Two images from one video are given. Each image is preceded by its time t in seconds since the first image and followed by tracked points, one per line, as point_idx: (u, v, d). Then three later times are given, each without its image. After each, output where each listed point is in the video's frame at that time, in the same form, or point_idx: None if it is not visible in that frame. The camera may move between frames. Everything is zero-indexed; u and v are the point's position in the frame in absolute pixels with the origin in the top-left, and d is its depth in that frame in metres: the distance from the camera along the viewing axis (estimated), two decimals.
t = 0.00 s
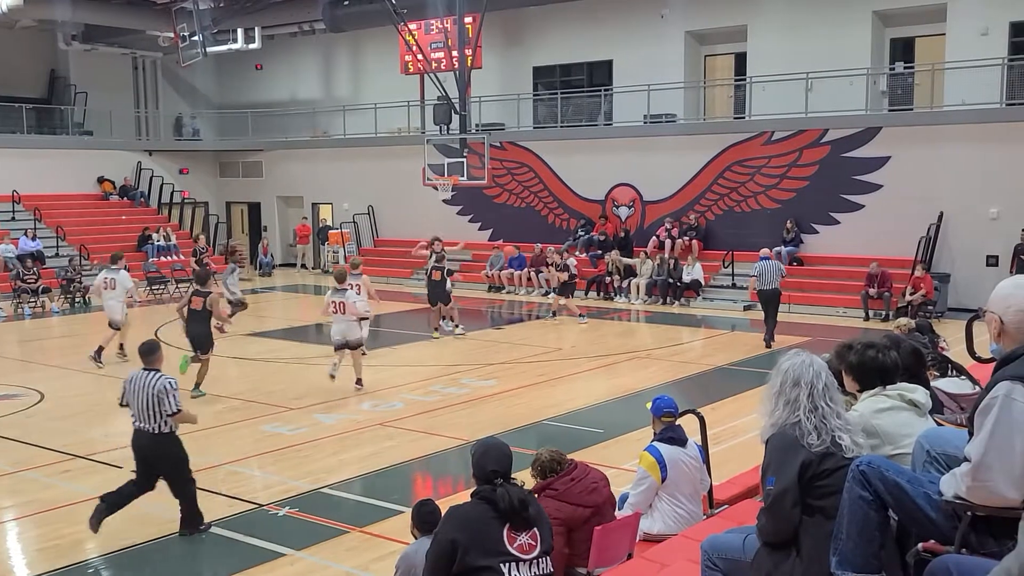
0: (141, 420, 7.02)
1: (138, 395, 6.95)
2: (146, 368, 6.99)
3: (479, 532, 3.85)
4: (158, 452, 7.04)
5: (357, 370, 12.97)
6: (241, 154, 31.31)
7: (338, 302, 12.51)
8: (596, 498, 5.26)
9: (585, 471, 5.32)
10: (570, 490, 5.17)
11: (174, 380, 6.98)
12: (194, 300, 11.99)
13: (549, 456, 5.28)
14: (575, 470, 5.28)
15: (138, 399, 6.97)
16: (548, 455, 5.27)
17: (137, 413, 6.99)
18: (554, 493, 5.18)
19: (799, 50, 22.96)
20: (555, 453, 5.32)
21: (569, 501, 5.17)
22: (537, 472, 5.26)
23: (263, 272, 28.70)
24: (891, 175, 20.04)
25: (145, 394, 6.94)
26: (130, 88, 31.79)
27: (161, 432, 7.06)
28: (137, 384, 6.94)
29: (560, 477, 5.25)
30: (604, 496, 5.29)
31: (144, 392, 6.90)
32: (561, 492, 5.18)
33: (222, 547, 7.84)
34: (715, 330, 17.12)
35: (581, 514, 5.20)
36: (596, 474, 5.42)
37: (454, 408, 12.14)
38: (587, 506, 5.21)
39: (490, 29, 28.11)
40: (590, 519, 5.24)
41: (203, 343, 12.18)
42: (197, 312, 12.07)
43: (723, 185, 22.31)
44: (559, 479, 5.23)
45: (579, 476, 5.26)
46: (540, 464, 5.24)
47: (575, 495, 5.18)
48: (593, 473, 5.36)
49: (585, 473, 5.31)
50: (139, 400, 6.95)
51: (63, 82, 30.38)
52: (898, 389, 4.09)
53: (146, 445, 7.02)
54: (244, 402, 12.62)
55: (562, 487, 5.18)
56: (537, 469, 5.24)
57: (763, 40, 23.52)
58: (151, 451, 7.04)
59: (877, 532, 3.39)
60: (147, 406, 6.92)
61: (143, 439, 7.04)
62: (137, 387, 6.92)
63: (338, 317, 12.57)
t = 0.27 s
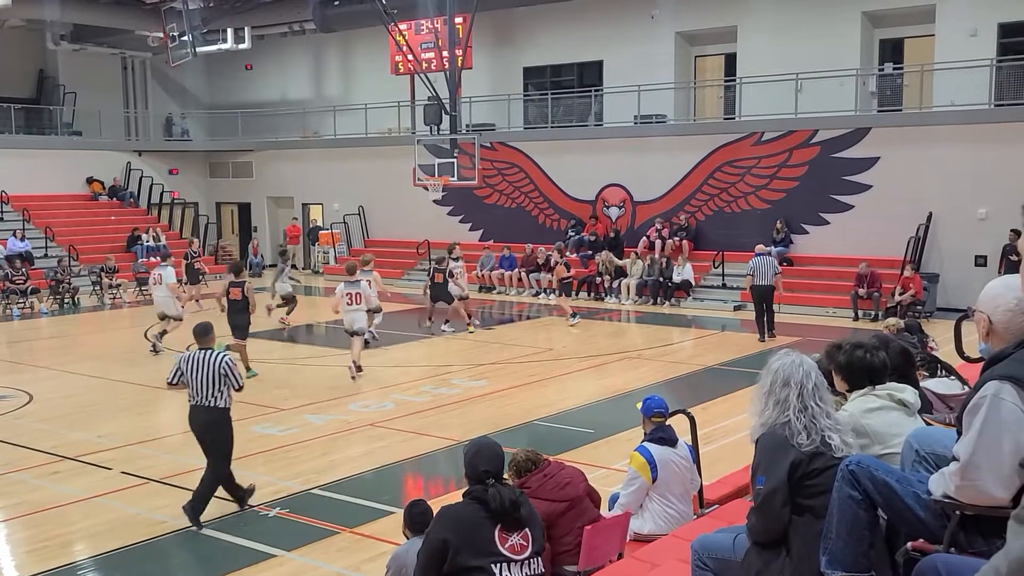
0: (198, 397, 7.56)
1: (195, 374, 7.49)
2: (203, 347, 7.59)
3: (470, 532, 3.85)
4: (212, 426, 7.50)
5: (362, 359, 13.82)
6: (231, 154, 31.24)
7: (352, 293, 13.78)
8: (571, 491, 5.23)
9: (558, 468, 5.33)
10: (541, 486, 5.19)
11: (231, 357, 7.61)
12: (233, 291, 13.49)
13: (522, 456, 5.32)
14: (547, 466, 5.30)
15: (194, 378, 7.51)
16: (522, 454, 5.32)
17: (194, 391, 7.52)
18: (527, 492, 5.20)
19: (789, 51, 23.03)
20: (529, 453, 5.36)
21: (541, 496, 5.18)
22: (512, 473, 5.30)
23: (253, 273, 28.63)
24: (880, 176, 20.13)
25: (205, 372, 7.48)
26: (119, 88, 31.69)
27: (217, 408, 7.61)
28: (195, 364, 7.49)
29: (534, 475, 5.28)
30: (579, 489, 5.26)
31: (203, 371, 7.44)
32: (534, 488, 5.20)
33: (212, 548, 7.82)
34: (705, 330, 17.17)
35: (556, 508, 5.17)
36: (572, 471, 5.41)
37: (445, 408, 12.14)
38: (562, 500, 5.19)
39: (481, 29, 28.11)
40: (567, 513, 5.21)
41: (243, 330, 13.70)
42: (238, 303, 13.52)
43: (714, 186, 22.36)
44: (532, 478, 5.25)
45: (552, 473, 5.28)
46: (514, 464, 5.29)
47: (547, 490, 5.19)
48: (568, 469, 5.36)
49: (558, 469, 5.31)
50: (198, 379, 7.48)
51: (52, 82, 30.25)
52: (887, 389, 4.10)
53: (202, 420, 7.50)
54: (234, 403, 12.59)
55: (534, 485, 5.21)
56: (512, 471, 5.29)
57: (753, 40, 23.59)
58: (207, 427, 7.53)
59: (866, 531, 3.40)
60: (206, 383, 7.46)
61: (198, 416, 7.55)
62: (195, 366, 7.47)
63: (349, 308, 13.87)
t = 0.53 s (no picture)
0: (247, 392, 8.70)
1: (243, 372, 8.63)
2: (251, 345, 8.64)
3: (469, 531, 3.85)
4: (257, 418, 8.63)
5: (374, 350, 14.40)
6: (230, 153, 31.23)
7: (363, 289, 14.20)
8: (565, 487, 5.24)
9: (555, 463, 5.35)
10: (534, 481, 5.23)
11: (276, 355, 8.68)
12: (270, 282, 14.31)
13: (522, 450, 5.37)
14: (544, 462, 5.34)
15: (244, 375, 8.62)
16: (522, 448, 5.37)
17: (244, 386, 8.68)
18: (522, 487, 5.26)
19: (789, 51, 23.02)
20: (530, 447, 5.41)
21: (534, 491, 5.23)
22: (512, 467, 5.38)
23: (253, 272, 28.62)
24: (879, 175, 20.14)
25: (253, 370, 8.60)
26: (119, 87, 31.68)
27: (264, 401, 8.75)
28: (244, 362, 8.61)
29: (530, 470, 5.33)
30: (574, 487, 5.26)
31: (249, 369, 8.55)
32: (528, 484, 5.25)
33: (211, 547, 7.83)
34: (705, 329, 17.17)
35: (548, 504, 5.20)
36: (571, 467, 5.42)
37: (444, 408, 12.14)
38: (555, 495, 5.21)
39: (480, 28, 28.09)
40: (559, 509, 5.22)
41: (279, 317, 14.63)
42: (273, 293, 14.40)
43: (713, 185, 22.36)
44: (529, 473, 5.31)
45: (547, 469, 5.31)
46: (514, 457, 5.37)
47: (540, 485, 5.23)
48: (566, 465, 5.37)
49: (554, 464, 5.34)
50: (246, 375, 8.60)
51: (51, 81, 30.24)
52: (887, 388, 4.10)
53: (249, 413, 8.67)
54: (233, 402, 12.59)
55: (528, 480, 5.26)
56: (512, 465, 5.37)
57: (753, 39, 23.57)
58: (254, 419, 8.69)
59: (865, 531, 3.40)
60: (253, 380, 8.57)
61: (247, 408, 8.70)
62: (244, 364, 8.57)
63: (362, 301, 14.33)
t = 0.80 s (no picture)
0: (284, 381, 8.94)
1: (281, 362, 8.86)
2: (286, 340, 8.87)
3: (470, 532, 3.85)
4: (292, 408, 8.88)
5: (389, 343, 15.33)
6: (231, 154, 31.24)
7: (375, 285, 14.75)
8: (578, 496, 5.27)
9: (569, 469, 5.36)
10: (548, 487, 5.23)
11: (312, 347, 8.89)
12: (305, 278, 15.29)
13: (540, 451, 5.32)
14: (559, 467, 5.33)
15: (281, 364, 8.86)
16: (541, 449, 5.32)
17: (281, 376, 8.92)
18: (535, 488, 5.25)
19: (789, 51, 23.03)
20: (548, 448, 5.37)
21: (547, 496, 5.23)
22: (526, 464, 5.33)
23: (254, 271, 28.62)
24: (879, 176, 20.14)
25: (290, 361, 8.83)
26: (120, 87, 31.69)
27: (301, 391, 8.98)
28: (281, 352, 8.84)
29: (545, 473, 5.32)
30: (586, 496, 5.29)
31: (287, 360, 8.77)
32: (541, 487, 5.24)
33: (212, 547, 7.83)
34: (706, 329, 17.16)
35: (559, 511, 5.22)
36: (584, 473, 5.44)
37: (444, 408, 12.13)
38: (567, 503, 5.24)
39: (481, 29, 28.11)
40: (569, 517, 5.25)
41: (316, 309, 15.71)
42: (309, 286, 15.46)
43: (713, 185, 22.37)
44: (542, 475, 5.30)
45: (561, 474, 5.31)
46: (531, 456, 5.31)
47: (554, 491, 5.23)
48: (580, 472, 5.39)
49: (570, 471, 5.34)
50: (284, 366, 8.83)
51: (52, 81, 30.25)
52: (888, 388, 4.10)
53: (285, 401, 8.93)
54: (234, 402, 12.58)
55: (542, 483, 5.25)
56: (526, 463, 5.33)
57: (754, 40, 23.58)
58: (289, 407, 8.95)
59: (865, 530, 3.41)
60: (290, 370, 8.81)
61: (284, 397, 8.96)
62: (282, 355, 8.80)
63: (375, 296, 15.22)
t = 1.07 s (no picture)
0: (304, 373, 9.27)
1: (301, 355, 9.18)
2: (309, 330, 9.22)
3: (471, 532, 3.85)
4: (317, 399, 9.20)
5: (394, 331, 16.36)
6: (231, 154, 31.23)
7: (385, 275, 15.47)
8: (594, 501, 5.32)
9: (588, 472, 5.40)
10: (567, 488, 5.26)
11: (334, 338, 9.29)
12: (331, 276, 16.35)
13: (563, 449, 5.34)
14: (579, 469, 5.37)
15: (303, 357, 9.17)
16: (563, 448, 5.34)
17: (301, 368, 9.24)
18: (553, 486, 5.28)
19: (789, 51, 23.03)
20: (571, 446, 5.39)
21: (565, 496, 5.26)
22: (548, 461, 5.35)
23: (253, 272, 28.62)
24: (878, 176, 20.15)
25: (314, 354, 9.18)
26: (120, 88, 31.67)
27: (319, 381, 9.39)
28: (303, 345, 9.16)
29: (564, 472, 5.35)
30: (602, 501, 5.34)
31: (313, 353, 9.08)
32: (559, 486, 5.27)
33: (212, 547, 7.83)
34: (705, 329, 17.18)
35: (574, 513, 5.26)
36: (602, 476, 5.47)
37: (444, 408, 12.14)
38: (582, 506, 5.28)
39: (481, 29, 28.12)
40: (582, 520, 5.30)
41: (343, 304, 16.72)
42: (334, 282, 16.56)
43: (713, 186, 22.38)
44: (561, 474, 5.33)
45: (581, 477, 5.35)
46: (553, 453, 5.33)
47: (572, 492, 5.27)
48: (599, 476, 5.43)
49: (590, 474, 5.38)
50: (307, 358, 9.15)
51: (52, 82, 30.25)
52: (887, 388, 4.10)
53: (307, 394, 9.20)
54: (234, 402, 12.59)
55: (560, 483, 5.29)
56: (547, 459, 5.34)
57: (753, 39, 23.58)
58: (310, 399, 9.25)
59: (865, 530, 3.41)
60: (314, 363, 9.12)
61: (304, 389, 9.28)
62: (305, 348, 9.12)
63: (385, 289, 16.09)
